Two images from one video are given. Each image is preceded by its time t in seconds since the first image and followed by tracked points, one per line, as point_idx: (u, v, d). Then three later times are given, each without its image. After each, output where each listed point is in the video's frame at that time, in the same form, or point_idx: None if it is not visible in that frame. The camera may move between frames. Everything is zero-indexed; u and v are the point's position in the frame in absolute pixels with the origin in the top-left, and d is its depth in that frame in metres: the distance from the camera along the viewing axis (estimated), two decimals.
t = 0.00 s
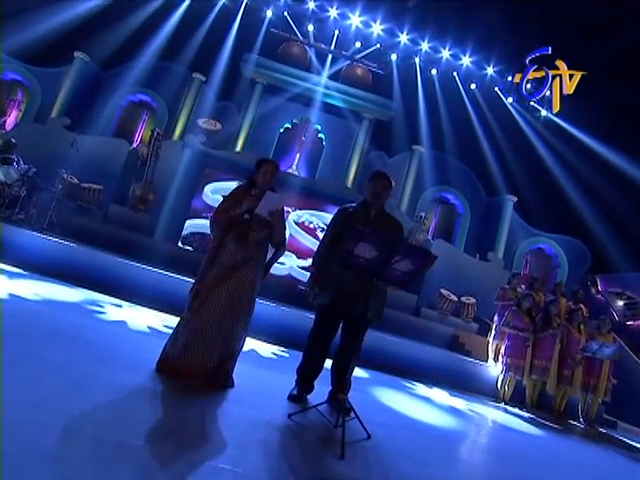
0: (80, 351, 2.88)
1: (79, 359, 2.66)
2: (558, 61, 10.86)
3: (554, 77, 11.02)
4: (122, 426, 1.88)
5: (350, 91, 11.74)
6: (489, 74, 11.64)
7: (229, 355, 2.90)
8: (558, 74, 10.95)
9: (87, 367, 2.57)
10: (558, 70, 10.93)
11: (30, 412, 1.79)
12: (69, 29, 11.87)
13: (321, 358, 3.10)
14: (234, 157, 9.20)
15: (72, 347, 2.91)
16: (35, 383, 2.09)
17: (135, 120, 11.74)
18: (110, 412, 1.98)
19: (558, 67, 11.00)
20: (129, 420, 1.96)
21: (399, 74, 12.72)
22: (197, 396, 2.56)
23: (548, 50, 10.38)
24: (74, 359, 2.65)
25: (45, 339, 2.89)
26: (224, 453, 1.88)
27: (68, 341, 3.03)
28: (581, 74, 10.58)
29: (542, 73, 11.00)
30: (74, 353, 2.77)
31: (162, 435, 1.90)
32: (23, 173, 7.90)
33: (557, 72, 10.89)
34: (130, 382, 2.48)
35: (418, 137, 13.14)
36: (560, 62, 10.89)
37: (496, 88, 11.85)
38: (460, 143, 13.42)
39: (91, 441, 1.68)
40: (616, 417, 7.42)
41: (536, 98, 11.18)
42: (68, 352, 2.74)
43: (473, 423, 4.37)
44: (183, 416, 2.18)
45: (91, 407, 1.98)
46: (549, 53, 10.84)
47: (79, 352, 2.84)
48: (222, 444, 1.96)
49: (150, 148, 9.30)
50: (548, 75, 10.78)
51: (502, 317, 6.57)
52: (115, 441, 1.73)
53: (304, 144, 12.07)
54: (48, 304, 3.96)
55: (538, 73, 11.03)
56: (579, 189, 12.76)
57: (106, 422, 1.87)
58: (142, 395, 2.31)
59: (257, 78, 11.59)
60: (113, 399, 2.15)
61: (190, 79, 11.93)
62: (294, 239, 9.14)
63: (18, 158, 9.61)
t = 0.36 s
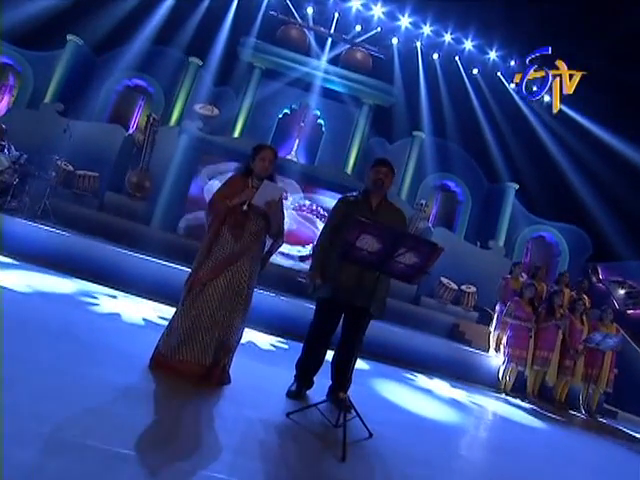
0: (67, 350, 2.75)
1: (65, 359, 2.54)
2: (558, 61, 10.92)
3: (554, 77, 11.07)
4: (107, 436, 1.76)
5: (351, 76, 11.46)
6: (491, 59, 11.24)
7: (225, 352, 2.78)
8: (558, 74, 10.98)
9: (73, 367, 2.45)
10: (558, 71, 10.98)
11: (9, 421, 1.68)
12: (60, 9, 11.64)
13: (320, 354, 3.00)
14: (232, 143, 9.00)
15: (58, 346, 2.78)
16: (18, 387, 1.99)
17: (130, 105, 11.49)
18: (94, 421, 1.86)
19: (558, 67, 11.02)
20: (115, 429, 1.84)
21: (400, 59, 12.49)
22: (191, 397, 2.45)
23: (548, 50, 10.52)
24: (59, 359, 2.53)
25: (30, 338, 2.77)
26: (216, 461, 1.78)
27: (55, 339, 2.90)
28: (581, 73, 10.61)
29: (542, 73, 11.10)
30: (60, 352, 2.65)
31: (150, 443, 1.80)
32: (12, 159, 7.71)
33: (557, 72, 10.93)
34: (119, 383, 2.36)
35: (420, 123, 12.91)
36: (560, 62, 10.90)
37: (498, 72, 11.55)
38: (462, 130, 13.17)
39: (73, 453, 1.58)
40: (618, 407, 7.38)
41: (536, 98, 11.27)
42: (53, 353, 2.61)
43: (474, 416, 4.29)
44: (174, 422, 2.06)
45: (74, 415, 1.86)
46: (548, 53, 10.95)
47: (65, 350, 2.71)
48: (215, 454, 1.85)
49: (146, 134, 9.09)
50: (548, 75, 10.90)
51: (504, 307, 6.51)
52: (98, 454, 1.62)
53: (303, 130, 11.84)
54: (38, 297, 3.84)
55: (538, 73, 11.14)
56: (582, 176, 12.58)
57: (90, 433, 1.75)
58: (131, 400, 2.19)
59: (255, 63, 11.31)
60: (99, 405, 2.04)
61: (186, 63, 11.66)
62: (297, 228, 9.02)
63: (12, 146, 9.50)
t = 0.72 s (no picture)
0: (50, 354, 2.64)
1: (47, 365, 2.43)
2: (558, 61, 10.54)
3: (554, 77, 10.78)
4: (83, 454, 1.66)
5: (348, 67, 11.25)
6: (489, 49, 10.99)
7: (217, 355, 2.68)
8: (558, 74, 10.66)
9: (55, 374, 2.35)
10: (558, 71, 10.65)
11: None
12: None
13: (316, 356, 2.89)
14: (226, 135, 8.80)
15: (40, 351, 2.67)
16: None
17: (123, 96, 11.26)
18: (71, 436, 1.76)
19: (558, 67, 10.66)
20: (91, 446, 1.74)
21: (397, 49, 12.21)
22: (180, 405, 2.35)
23: (548, 50, 10.22)
24: (41, 366, 2.42)
25: (11, 343, 2.65)
26: None
27: (38, 344, 2.79)
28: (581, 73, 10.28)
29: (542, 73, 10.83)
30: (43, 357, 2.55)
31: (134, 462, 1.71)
32: None
33: (557, 72, 10.59)
34: (102, 391, 2.26)
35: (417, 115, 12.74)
36: (560, 62, 10.53)
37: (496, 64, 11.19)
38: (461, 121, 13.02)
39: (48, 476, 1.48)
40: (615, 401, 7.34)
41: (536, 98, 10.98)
42: (34, 359, 2.50)
43: (471, 416, 4.19)
44: (157, 437, 1.96)
45: (50, 431, 1.76)
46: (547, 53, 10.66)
47: (48, 355, 2.61)
48: (199, 472, 1.75)
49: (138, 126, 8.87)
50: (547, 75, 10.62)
51: (501, 303, 6.44)
52: (71, 477, 1.52)
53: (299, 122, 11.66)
54: (25, 295, 3.71)
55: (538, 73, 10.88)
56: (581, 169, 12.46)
57: (64, 450, 1.65)
58: (113, 411, 2.09)
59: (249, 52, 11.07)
60: (77, 417, 1.94)
61: (180, 52, 11.43)
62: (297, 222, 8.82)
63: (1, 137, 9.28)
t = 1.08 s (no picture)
0: (38, 362, 2.53)
1: (34, 374, 2.33)
2: (558, 61, 10.35)
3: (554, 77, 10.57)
4: (68, 478, 1.54)
5: (347, 63, 11.12)
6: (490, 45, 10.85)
7: (211, 363, 2.57)
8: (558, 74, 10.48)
9: (43, 384, 2.23)
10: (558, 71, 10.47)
11: None
12: None
13: (315, 364, 2.78)
14: (224, 132, 8.65)
15: (28, 360, 2.56)
16: None
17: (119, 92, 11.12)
18: (54, 458, 1.66)
19: (558, 67, 10.43)
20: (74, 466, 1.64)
21: (397, 46, 12.04)
22: (174, 419, 2.24)
23: (548, 50, 10.08)
24: (27, 375, 2.33)
25: None
26: None
27: (26, 351, 2.67)
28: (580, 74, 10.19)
29: (542, 73, 10.59)
30: (29, 366, 2.43)
31: None
32: None
33: (557, 72, 10.38)
34: (92, 405, 2.15)
35: (417, 111, 12.61)
36: (560, 62, 10.34)
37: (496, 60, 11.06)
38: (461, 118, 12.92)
39: None
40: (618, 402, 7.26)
41: (536, 98, 10.64)
42: (21, 368, 2.40)
43: (473, 420, 4.10)
44: (150, 456, 1.84)
45: (30, 450, 1.66)
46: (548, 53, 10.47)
47: (36, 364, 2.49)
48: None
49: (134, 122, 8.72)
50: (548, 76, 10.38)
51: (503, 304, 6.34)
52: None
53: (298, 119, 11.52)
54: (15, 299, 3.59)
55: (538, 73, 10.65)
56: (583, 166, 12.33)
57: (48, 475, 1.54)
58: (104, 427, 1.98)
59: (248, 48, 10.93)
60: (65, 435, 1.82)
61: (177, 48, 11.26)
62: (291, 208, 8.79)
63: None
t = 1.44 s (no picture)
0: (24, 377, 2.38)
1: (19, 389, 2.22)
2: (558, 61, 10.28)
3: (553, 77, 10.44)
4: None
5: (348, 62, 10.96)
6: (493, 45, 10.85)
7: (208, 377, 2.45)
8: (558, 74, 10.34)
9: (26, 405, 2.09)
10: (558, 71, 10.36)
11: None
12: None
13: (316, 377, 2.69)
14: (224, 132, 8.51)
15: (16, 371, 2.46)
16: None
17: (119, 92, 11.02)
18: None
19: (558, 67, 10.35)
20: None
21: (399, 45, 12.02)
22: (167, 441, 2.11)
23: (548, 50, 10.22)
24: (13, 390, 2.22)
25: None
26: None
27: (12, 364, 2.53)
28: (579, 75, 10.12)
29: (542, 73, 10.39)
30: (16, 380, 2.33)
31: None
32: None
33: (557, 72, 10.26)
34: (79, 427, 2.02)
35: (419, 111, 12.49)
36: (560, 62, 10.26)
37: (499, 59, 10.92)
38: (464, 118, 12.79)
39: None
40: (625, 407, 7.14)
41: (536, 98, 10.35)
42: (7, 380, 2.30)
43: (478, 430, 3.99)
44: None
45: None
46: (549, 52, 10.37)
47: (22, 378, 2.36)
48: None
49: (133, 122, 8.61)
50: (548, 76, 10.21)
51: (509, 308, 6.23)
52: None
53: (298, 118, 11.40)
54: (7, 306, 3.49)
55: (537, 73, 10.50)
56: (587, 167, 12.18)
57: None
58: (90, 453, 1.85)
59: (248, 48, 10.80)
60: (47, 464, 1.70)
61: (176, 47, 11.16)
62: (291, 207, 8.58)
63: None
